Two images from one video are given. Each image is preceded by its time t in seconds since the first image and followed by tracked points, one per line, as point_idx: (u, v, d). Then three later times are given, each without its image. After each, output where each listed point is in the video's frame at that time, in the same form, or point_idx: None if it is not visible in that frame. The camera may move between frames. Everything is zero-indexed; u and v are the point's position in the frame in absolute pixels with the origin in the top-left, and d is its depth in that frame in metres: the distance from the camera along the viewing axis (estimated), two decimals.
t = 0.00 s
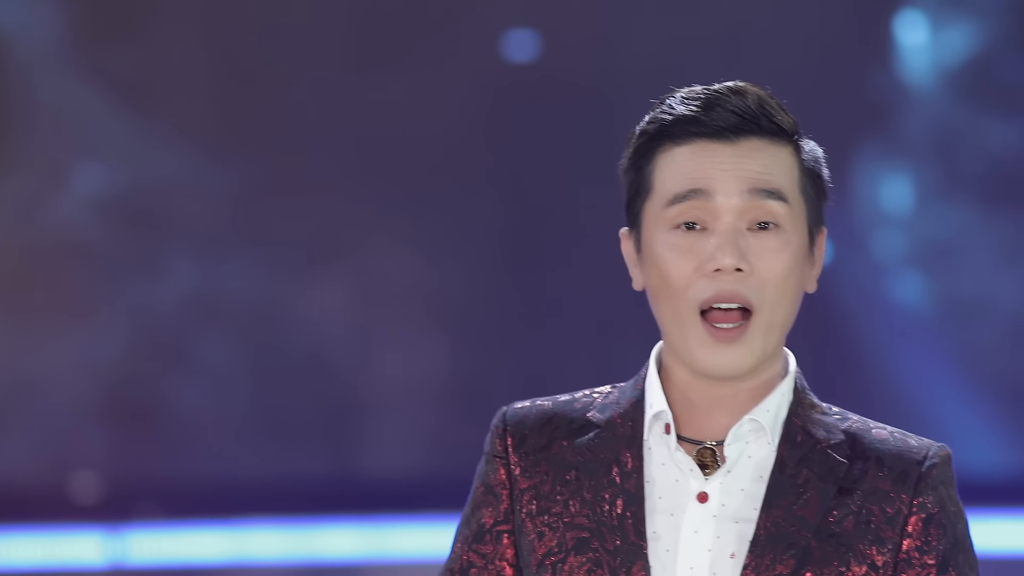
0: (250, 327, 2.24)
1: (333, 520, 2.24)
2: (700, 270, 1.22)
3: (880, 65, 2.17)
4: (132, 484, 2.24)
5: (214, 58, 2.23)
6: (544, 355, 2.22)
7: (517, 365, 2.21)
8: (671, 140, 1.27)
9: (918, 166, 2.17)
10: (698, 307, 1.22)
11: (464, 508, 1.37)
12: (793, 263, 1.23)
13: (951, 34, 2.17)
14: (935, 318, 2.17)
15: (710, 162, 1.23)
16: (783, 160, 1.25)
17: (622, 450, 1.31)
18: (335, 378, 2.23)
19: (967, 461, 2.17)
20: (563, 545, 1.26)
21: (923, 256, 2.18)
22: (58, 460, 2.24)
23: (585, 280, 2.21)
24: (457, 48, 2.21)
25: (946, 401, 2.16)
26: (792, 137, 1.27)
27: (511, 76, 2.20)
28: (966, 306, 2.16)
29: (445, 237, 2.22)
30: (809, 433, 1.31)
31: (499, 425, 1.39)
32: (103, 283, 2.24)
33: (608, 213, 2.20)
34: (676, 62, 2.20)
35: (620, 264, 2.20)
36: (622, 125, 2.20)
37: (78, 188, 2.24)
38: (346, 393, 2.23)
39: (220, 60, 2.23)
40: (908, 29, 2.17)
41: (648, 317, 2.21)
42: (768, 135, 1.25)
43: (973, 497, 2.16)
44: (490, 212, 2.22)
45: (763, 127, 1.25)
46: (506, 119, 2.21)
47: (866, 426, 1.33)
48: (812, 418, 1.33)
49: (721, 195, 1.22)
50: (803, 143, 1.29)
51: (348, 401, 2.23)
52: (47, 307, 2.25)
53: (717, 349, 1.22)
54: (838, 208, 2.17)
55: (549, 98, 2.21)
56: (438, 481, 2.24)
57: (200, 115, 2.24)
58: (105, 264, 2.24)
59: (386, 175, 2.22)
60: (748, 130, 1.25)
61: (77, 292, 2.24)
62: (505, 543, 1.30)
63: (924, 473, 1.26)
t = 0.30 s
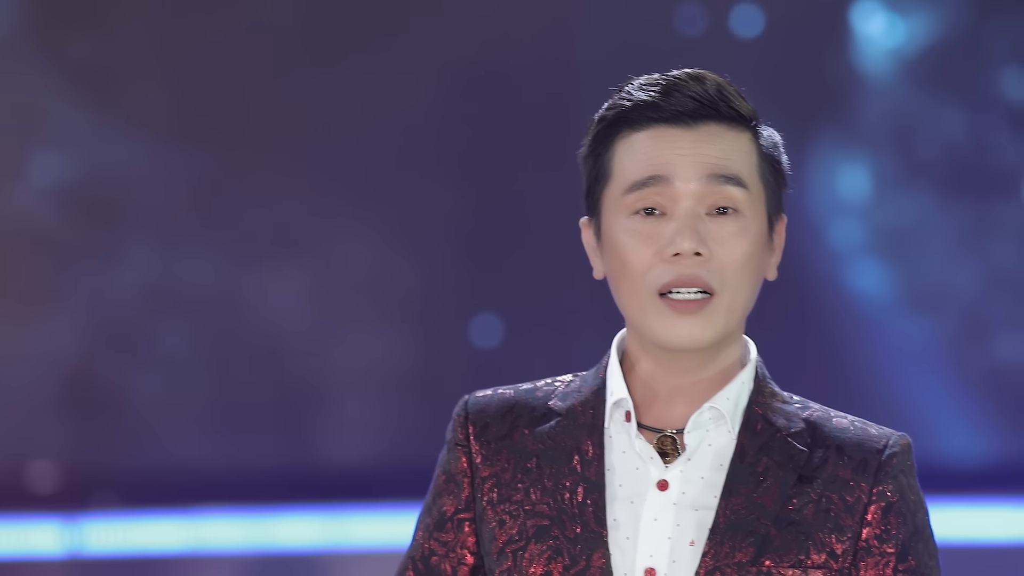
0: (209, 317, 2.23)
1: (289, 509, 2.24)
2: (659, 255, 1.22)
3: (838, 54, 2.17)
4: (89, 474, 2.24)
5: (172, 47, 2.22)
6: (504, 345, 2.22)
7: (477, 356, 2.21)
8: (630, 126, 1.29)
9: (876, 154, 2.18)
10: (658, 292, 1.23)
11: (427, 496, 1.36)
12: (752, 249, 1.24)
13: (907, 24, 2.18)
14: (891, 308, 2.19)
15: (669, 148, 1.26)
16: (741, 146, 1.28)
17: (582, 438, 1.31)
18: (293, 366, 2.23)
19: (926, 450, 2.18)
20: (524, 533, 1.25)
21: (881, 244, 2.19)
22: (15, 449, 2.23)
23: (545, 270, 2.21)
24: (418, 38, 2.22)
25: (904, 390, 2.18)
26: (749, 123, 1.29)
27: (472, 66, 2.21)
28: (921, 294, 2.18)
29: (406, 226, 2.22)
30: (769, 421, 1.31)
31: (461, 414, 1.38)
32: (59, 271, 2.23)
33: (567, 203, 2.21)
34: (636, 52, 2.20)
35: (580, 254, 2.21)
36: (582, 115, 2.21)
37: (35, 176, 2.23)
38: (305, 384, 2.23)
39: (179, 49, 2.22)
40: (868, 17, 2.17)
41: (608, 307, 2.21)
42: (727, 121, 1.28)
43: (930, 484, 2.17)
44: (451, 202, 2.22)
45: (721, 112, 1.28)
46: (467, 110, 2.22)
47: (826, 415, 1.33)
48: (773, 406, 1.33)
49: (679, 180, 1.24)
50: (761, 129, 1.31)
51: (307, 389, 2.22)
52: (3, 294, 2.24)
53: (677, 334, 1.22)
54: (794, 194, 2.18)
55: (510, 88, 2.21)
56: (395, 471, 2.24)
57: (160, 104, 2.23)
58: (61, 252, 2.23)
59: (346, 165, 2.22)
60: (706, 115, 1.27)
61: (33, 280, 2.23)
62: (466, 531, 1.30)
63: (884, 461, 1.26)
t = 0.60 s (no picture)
0: (165, 307, 2.25)
1: (246, 499, 2.24)
2: (618, 243, 1.23)
3: (795, 44, 2.20)
4: (48, 463, 2.26)
5: (130, 38, 2.25)
6: (465, 336, 2.22)
7: (436, 346, 2.21)
8: (590, 114, 1.31)
9: (833, 145, 2.21)
10: (617, 279, 1.23)
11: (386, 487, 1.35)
12: (712, 237, 1.24)
13: (865, 15, 2.21)
14: (849, 297, 2.20)
15: (629, 136, 1.27)
16: (701, 134, 1.29)
17: (543, 428, 1.30)
18: (253, 356, 2.23)
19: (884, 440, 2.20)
20: (484, 523, 1.25)
21: (840, 233, 2.21)
22: None
23: (504, 260, 2.21)
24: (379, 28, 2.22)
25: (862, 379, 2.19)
26: (709, 111, 1.31)
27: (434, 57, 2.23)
28: (881, 283, 2.20)
29: (365, 217, 2.22)
30: (729, 410, 1.31)
31: (421, 404, 1.37)
32: (17, 261, 2.26)
33: (527, 192, 2.20)
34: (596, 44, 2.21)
35: (541, 243, 2.21)
36: (542, 104, 2.21)
37: None
38: (261, 374, 2.23)
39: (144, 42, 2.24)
40: (824, 8, 2.20)
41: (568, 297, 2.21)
42: (686, 109, 1.29)
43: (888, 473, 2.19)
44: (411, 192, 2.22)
45: (681, 100, 1.29)
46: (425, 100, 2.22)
47: (787, 405, 1.34)
48: (733, 396, 1.33)
49: (639, 167, 1.25)
50: (721, 117, 1.32)
51: (266, 379, 2.23)
52: None
53: (635, 320, 1.23)
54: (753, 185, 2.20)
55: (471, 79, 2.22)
56: (352, 461, 2.24)
57: (124, 97, 2.25)
58: (19, 243, 2.26)
59: (307, 155, 2.23)
60: (666, 103, 1.28)
61: None
62: (427, 521, 1.29)
63: (844, 450, 1.26)
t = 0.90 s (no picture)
0: (123, 302, 2.27)
1: (203, 493, 2.25)
2: (578, 234, 1.24)
3: (754, 39, 2.24)
4: (4, 457, 2.26)
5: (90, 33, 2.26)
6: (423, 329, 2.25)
7: (393, 338, 2.25)
8: (551, 106, 1.32)
9: (793, 137, 2.25)
10: (578, 270, 1.24)
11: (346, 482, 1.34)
12: (671, 228, 1.26)
13: (824, 8, 2.25)
14: (809, 290, 2.23)
15: (589, 129, 1.28)
16: (661, 127, 1.31)
17: (503, 421, 1.30)
18: (210, 349, 2.25)
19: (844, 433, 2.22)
20: (445, 516, 1.25)
21: (799, 225, 2.25)
22: None
23: (461, 255, 2.25)
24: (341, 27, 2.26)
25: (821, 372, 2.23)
26: (668, 104, 1.33)
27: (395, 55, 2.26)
28: (839, 275, 2.23)
29: (324, 212, 2.25)
30: (690, 404, 1.31)
31: (382, 398, 1.36)
32: None
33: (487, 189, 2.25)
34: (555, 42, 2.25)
35: (500, 239, 2.25)
36: (499, 102, 2.25)
37: None
38: (218, 367, 2.26)
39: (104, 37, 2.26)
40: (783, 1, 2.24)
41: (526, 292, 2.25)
42: (646, 102, 1.31)
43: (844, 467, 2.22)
44: (373, 187, 2.25)
45: (641, 93, 1.31)
46: (384, 97, 2.25)
47: (747, 398, 1.34)
48: (693, 389, 1.34)
49: (599, 159, 1.26)
50: (681, 110, 1.35)
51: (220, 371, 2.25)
52: None
53: (596, 310, 1.23)
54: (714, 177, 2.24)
55: (431, 77, 2.26)
56: (310, 454, 2.26)
57: (82, 91, 2.26)
58: None
59: (268, 151, 2.26)
60: (625, 95, 1.31)
61: None
62: (388, 516, 1.28)
63: (804, 443, 1.27)
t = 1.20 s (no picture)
0: (82, 299, 2.31)
1: (161, 490, 2.30)
2: (537, 229, 1.24)
3: (714, 35, 2.35)
4: None
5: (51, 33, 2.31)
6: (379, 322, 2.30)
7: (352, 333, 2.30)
8: (508, 102, 1.32)
9: (753, 132, 2.36)
10: (536, 265, 1.23)
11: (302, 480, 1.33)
12: (629, 223, 1.26)
13: (783, 5, 2.37)
14: (770, 283, 2.35)
15: (546, 123, 1.28)
16: (618, 122, 1.31)
17: (462, 418, 1.30)
18: (169, 345, 2.30)
19: (809, 427, 2.33)
20: (403, 513, 1.24)
21: (759, 223, 2.36)
22: None
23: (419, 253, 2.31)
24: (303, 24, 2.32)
25: (787, 366, 2.33)
26: (624, 100, 1.33)
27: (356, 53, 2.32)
28: (797, 269, 2.35)
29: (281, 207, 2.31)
30: (648, 399, 1.32)
31: (340, 396, 1.35)
32: None
33: (446, 184, 2.31)
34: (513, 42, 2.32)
35: (456, 237, 2.32)
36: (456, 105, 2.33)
37: None
38: (178, 363, 2.30)
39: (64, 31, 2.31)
40: None
41: (480, 287, 2.30)
42: (603, 97, 1.31)
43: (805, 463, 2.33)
44: (334, 181, 2.31)
45: (598, 88, 1.31)
46: (344, 97, 2.32)
47: (705, 394, 1.35)
48: (651, 384, 1.34)
49: (557, 154, 1.26)
50: (637, 106, 1.35)
51: (178, 365, 2.30)
52: None
53: (554, 306, 1.23)
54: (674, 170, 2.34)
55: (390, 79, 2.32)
56: (271, 449, 2.30)
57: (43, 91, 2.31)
58: None
59: (230, 149, 2.31)
60: (582, 91, 1.31)
61: None
62: (346, 513, 1.28)
63: (762, 438, 1.28)
